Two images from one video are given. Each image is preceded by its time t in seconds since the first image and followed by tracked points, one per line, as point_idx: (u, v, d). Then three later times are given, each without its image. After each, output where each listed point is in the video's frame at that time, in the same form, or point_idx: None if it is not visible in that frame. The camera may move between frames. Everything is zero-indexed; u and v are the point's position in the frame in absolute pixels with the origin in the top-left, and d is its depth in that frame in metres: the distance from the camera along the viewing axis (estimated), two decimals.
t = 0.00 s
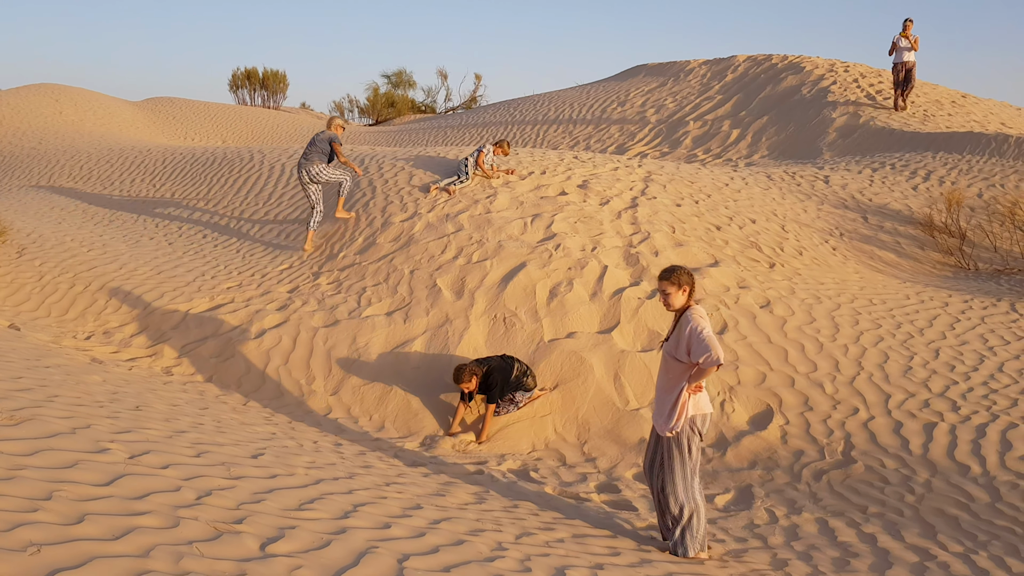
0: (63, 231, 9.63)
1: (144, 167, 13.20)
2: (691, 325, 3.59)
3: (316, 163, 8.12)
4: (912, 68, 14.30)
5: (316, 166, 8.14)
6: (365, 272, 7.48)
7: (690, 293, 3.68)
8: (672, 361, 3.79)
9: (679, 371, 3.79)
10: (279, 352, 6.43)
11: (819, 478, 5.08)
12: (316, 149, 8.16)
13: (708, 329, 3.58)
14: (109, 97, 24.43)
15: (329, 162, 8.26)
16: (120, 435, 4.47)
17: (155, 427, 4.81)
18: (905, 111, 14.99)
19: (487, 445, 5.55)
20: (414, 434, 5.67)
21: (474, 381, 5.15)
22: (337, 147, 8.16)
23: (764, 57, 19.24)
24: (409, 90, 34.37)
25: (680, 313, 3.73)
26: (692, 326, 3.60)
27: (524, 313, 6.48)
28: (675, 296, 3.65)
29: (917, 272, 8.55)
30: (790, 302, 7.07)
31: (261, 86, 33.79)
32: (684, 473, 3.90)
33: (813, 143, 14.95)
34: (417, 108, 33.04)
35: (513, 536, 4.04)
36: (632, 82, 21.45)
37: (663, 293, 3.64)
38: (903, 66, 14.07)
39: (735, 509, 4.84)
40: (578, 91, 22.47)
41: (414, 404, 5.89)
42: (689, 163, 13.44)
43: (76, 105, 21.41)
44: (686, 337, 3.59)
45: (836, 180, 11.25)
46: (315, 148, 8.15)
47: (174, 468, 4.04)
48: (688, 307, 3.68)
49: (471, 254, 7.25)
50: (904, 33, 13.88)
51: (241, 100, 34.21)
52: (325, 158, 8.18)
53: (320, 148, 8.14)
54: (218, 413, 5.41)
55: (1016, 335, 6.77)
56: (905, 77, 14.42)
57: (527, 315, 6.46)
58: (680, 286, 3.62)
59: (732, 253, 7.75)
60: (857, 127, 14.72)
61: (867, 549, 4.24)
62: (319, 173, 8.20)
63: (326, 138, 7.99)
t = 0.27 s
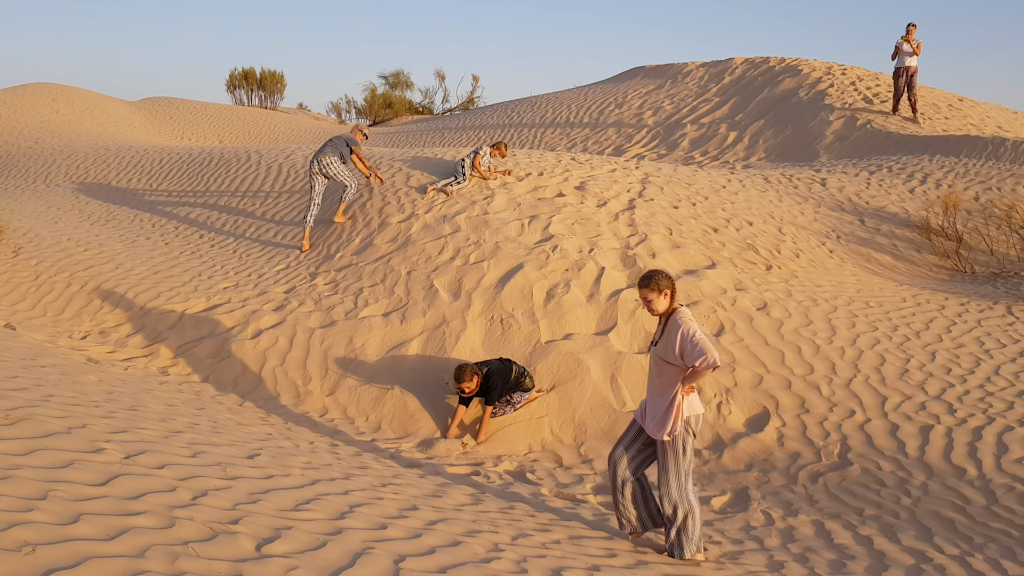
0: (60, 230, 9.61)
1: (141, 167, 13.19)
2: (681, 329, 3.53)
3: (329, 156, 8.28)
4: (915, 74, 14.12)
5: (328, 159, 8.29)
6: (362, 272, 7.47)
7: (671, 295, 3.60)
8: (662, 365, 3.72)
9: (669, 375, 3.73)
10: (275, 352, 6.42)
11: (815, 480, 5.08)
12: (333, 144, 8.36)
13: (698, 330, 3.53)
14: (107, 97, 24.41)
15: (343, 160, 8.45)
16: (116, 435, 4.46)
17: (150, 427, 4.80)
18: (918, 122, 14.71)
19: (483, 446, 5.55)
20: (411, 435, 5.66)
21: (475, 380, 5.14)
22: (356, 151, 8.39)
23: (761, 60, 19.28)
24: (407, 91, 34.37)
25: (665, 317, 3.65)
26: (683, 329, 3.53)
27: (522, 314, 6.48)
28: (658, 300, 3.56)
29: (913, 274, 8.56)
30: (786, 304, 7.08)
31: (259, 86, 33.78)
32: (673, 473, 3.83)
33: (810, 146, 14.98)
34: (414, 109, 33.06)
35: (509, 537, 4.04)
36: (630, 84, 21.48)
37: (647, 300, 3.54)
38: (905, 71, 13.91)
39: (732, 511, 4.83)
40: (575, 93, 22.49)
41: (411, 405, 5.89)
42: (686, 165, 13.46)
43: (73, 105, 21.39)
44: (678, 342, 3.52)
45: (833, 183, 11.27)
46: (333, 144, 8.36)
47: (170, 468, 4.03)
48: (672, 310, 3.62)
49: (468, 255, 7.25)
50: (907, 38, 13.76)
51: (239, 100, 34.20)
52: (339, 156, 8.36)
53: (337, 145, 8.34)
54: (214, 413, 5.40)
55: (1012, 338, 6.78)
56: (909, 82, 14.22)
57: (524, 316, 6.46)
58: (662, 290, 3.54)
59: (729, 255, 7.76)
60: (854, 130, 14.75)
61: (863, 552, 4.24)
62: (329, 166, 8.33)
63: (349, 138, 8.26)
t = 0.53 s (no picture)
0: (58, 231, 9.61)
1: (139, 168, 13.19)
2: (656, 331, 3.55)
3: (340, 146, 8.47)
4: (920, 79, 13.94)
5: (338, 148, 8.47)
6: (361, 273, 7.47)
7: (643, 298, 3.63)
8: (639, 368, 3.73)
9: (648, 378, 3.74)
10: (274, 354, 6.42)
11: (814, 482, 5.08)
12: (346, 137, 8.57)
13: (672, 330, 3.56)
14: (106, 98, 24.40)
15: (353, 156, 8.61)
16: (114, 436, 4.46)
17: (148, 428, 4.80)
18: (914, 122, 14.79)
19: (482, 448, 5.54)
20: (409, 436, 5.66)
21: (473, 382, 5.16)
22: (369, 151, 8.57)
23: (760, 62, 19.30)
24: (406, 92, 34.37)
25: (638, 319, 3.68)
26: (657, 331, 3.56)
27: (520, 316, 6.48)
28: (627, 303, 3.60)
29: (912, 276, 8.57)
30: (785, 306, 7.08)
31: (257, 87, 33.79)
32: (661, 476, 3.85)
33: (809, 147, 14.99)
34: (413, 110, 33.07)
35: (507, 539, 4.03)
36: (628, 85, 21.49)
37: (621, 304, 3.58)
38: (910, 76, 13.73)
39: (730, 512, 4.83)
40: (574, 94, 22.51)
41: (409, 407, 5.88)
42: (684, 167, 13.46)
43: (71, 105, 21.39)
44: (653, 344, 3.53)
45: (831, 184, 11.28)
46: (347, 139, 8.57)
47: (168, 469, 4.03)
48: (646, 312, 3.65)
49: (467, 257, 7.25)
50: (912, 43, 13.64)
51: (237, 101, 34.19)
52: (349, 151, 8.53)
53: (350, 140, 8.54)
54: (213, 414, 5.39)
55: (1011, 340, 6.78)
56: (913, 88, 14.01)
57: (523, 318, 6.46)
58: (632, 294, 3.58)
59: (727, 257, 7.76)
60: (853, 132, 14.76)
61: (861, 553, 4.24)
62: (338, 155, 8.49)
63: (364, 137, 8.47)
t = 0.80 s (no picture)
0: (57, 232, 9.60)
1: (138, 169, 13.18)
2: (625, 323, 3.57)
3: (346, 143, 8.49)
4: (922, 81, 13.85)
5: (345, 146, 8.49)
6: (360, 274, 7.47)
7: (622, 290, 3.64)
8: (614, 357, 3.76)
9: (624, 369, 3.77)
10: (273, 355, 6.41)
11: (813, 483, 5.08)
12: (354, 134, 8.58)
13: (643, 325, 3.54)
14: (105, 98, 24.38)
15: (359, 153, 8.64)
16: (112, 437, 4.46)
17: (147, 430, 4.80)
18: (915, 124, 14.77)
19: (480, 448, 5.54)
20: (408, 437, 5.66)
21: (472, 383, 5.16)
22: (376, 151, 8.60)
23: (759, 62, 19.31)
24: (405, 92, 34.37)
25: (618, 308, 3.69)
26: (628, 323, 3.56)
27: (520, 317, 6.48)
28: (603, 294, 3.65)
29: (911, 277, 8.57)
30: (784, 306, 7.08)
31: (256, 88, 33.78)
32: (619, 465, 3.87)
33: (808, 148, 14.99)
34: (412, 110, 33.06)
35: (506, 541, 4.03)
36: (627, 86, 21.50)
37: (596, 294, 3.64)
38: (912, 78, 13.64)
39: (729, 513, 4.83)
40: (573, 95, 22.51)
41: (408, 408, 5.88)
42: (683, 168, 13.46)
43: (69, 106, 21.37)
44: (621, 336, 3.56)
45: (830, 185, 11.28)
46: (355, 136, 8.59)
47: (167, 471, 4.03)
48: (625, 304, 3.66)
49: (466, 257, 7.24)
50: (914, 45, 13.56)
51: (236, 101, 34.17)
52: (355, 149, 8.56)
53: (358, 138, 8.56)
54: (212, 416, 5.39)
55: (1009, 341, 6.78)
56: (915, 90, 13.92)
57: (522, 319, 6.46)
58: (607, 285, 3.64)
59: (726, 258, 7.76)
60: (852, 132, 14.76)
61: (861, 554, 4.23)
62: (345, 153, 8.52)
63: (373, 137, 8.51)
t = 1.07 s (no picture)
0: (57, 234, 9.59)
1: (138, 171, 13.18)
2: (613, 315, 3.56)
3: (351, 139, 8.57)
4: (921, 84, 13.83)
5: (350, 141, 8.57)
6: (360, 275, 7.47)
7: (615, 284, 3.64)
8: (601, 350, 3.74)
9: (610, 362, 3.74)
10: (273, 356, 6.41)
11: (813, 484, 5.07)
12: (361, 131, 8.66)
13: (631, 319, 3.53)
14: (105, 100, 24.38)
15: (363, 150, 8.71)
16: (113, 440, 4.45)
17: (148, 432, 4.79)
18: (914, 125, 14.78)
19: (480, 450, 5.54)
20: (409, 438, 5.66)
21: (472, 385, 5.16)
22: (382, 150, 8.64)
23: (759, 63, 19.31)
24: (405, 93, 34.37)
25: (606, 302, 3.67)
26: (616, 316, 3.55)
27: (520, 318, 6.48)
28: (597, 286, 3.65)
29: (911, 277, 8.57)
30: (784, 307, 7.08)
31: (256, 89, 33.79)
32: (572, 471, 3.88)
33: (807, 149, 15.00)
34: (412, 112, 33.07)
35: (507, 542, 4.03)
36: (627, 87, 21.50)
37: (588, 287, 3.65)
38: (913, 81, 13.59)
39: (730, 514, 4.83)
40: (572, 96, 22.50)
41: (408, 409, 5.88)
42: (683, 168, 13.46)
43: (69, 108, 21.37)
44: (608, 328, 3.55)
45: (830, 186, 11.28)
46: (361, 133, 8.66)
47: (167, 473, 4.02)
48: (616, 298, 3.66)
49: (466, 258, 7.24)
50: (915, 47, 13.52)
51: (235, 103, 34.17)
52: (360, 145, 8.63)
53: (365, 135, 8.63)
54: (212, 417, 5.38)
55: (1010, 341, 6.78)
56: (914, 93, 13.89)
57: (522, 320, 6.46)
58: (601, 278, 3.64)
59: (727, 258, 7.76)
60: (852, 133, 14.77)
61: (862, 555, 4.23)
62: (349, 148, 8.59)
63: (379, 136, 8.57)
